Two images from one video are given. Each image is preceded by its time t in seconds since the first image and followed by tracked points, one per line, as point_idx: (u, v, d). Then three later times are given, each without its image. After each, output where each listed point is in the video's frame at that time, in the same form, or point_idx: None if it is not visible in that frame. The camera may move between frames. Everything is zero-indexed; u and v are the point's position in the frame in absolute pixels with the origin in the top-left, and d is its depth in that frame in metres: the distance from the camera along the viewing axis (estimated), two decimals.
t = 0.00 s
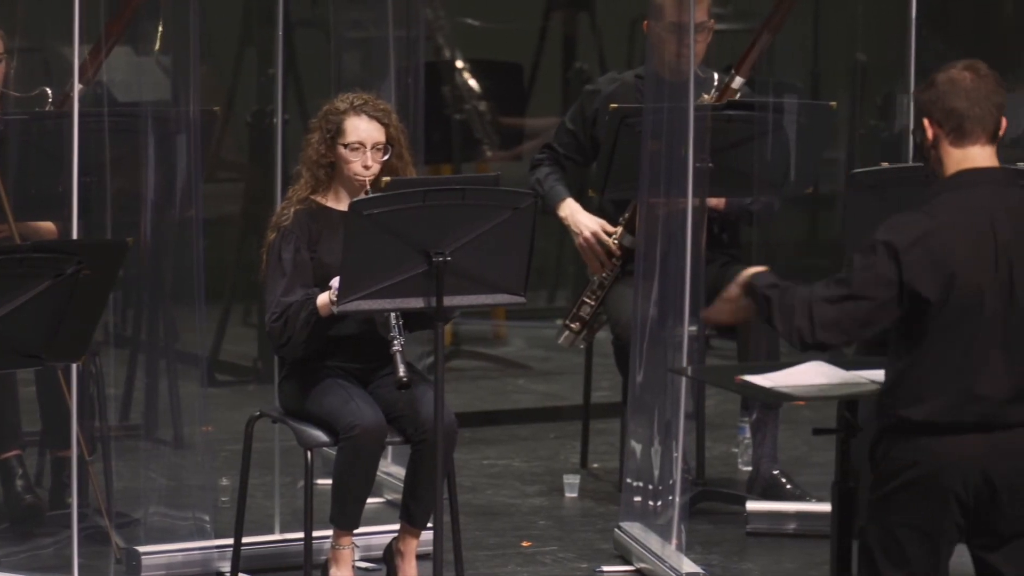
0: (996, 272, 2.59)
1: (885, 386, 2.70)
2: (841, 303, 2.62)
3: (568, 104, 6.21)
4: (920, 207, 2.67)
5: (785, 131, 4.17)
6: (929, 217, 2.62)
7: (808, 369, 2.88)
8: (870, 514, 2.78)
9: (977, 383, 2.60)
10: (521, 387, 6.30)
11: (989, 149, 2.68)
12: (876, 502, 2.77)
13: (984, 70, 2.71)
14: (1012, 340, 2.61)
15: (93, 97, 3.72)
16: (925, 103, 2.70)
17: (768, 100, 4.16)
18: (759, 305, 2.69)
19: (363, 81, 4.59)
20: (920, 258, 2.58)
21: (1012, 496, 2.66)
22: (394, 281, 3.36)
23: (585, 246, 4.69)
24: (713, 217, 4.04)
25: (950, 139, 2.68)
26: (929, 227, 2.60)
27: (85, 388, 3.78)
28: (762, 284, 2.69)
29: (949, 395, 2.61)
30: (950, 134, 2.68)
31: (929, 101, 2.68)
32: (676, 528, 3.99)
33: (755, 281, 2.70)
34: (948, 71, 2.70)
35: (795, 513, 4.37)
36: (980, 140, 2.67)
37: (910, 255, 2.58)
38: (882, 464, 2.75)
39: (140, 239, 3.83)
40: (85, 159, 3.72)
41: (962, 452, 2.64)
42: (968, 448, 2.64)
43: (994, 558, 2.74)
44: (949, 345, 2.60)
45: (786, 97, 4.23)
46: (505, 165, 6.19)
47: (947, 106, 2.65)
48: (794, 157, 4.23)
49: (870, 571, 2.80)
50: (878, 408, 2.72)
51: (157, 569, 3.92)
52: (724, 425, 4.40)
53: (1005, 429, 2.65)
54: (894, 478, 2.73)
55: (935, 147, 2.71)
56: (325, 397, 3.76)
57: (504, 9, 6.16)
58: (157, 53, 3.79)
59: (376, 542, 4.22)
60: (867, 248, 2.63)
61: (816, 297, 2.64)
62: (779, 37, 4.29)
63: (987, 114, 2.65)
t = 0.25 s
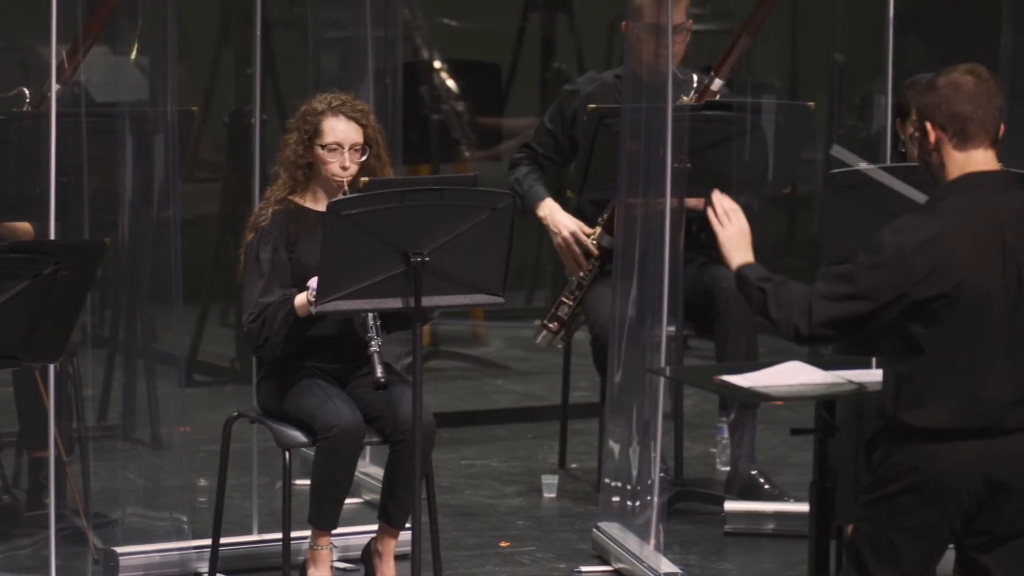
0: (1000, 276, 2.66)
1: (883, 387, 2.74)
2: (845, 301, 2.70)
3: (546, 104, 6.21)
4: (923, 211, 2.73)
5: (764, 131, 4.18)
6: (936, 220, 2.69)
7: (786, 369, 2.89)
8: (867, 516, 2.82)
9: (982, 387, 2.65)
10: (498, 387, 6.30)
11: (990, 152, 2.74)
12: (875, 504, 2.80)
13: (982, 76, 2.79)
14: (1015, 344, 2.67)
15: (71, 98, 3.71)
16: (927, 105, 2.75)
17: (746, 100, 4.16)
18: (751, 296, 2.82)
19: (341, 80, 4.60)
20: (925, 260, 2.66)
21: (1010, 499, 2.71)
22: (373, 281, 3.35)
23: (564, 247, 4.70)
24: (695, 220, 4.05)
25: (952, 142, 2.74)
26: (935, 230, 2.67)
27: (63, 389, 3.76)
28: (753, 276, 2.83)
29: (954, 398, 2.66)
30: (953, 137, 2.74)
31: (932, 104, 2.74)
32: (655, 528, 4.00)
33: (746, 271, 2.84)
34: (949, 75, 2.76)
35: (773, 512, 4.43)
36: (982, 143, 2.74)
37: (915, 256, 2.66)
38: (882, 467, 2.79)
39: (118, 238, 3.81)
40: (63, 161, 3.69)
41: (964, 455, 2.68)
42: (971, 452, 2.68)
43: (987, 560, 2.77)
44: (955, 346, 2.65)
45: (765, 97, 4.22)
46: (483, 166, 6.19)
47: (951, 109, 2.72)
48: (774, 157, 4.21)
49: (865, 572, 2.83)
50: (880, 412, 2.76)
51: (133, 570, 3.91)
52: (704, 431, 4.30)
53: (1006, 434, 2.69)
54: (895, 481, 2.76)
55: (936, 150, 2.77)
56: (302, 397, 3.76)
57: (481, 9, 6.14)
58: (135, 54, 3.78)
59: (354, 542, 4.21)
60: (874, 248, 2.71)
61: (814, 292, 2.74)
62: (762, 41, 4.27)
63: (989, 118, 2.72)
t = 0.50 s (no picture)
0: (996, 278, 2.62)
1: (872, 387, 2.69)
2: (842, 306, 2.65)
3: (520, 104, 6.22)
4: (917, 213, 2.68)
5: (739, 132, 4.18)
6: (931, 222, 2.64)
7: (761, 369, 2.90)
8: (851, 514, 2.77)
9: (976, 387, 2.61)
10: (473, 388, 6.30)
11: (983, 155, 2.68)
12: (860, 502, 2.76)
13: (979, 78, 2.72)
14: (1011, 345, 2.63)
15: (44, 98, 3.70)
16: (921, 104, 2.68)
17: (720, 100, 4.18)
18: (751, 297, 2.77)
19: (314, 80, 4.61)
20: (921, 263, 2.60)
21: (998, 498, 2.66)
22: (347, 282, 3.35)
23: (538, 247, 4.71)
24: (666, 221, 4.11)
25: (946, 143, 2.68)
26: (931, 232, 2.62)
27: (36, 389, 3.76)
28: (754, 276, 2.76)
29: (947, 398, 2.62)
30: (947, 138, 2.67)
31: (927, 104, 2.68)
32: (629, 528, 4.01)
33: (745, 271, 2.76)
34: (945, 74, 2.69)
35: (746, 512, 4.46)
36: (977, 146, 2.67)
37: (912, 258, 2.61)
38: (869, 464, 2.75)
39: (92, 239, 3.80)
40: (36, 161, 3.69)
41: (954, 454, 2.64)
42: (960, 450, 2.64)
43: (971, 559, 2.72)
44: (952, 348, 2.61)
45: (739, 97, 4.23)
46: (457, 166, 6.19)
47: (947, 110, 2.65)
48: (748, 156, 4.21)
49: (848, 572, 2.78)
50: (868, 410, 2.72)
51: (107, 571, 3.88)
52: (680, 431, 4.30)
53: (1000, 434, 2.65)
54: (882, 480, 2.72)
55: (929, 151, 2.71)
56: (277, 397, 3.75)
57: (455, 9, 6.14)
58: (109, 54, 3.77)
59: (328, 543, 4.20)
60: (872, 249, 2.65)
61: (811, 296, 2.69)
62: (736, 41, 4.27)
63: (984, 120, 2.66)
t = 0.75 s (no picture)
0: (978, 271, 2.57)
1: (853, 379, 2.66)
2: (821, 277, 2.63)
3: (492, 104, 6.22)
4: (899, 203, 2.63)
5: (711, 131, 4.15)
6: (914, 211, 2.60)
7: (736, 369, 2.90)
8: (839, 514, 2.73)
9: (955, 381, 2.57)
10: (446, 388, 6.30)
11: (968, 148, 2.63)
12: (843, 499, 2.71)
13: (962, 70, 2.68)
14: (993, 338, 2.58)
15: (15, 97, 3.72)
16: (903, 96, 2.64)
17: (692, 100, 4.16)
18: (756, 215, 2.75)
19: (287, 80, 4.61)
20: (900, 250, 2.57)
21: (980, 493, 2.63)
22: (319, 282, 3.34)
23: (511, 247, 4.71)
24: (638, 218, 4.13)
25: (930, 136, 2.63)
26: (913, 221, 2.58)
27: (7, 388, 3.78)
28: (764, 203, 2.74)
29: (926, 392, 2.57)
30: (930, 131, 2.62)
31: (911, 96, 2.63)
32: (601, 527, 4.02)
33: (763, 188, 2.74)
34: (929, 66, 2.65)
35: (720, 512, 4.47)
36: (960, 139, 2.63)
37: (891, 245, 2.57)
38: (850, 461, 2.70)
39: (63, 239, 3.80)
40: (6, 161, 3.72)
41: (935, 449, 2.60)
42: (942, 445, 2.60)
43: (953, 556, 2.66)
44: (930, 339, 2.57)
45: (711, 96, 4.25)
46: (429, 166, 6.18)
47: (931, 101, 2.60)
48: (719, 157, 4.22)
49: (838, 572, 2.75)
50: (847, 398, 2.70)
51: (79, 572, 3.85)
52: (651, 431, 4.25)
53: (979, 428, 2.61)
54: (864, 477, 2.67)
55: (912, 144, 2.66)
56: (249, 396, 3.74)
57: (428, 8, 6.14)
58: (80, 53, 3.75)
59: (299, 543, 4.19)
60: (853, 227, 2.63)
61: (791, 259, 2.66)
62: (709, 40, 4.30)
63: (968, 112, 2.62)
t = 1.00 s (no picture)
0: (957, 277, 2.59)
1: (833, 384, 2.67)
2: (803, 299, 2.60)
3: (462, 105, 6.23)
4: (876, 210, 2.65)
5: (680, 131, 4.22)
6: (891, 221, 2.60)
7: (704, 370, 2.90)
8: (812, 513, 2.74)
9: (935, 386, 2.58)
10: (415, 388, 6.30)
11: (945, 155, 2.66)
12: (820, 500, 2.73)
13: (942, 76, 2.69)
14: (972, 344, 2.59)
15: None
16: (881, 103, 2.66)
17: (663, 100, 4.22)
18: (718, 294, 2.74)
19: (257, 79, 4.58)
20: (880, 260, 2.56)
21: (957, 496, 2.65)
22: (288, 282, 3.34)
23: (482, 247, 4.71)
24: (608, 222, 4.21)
25: (908, 142, 2.65)
26: (892, 228, 2.59)
27: None
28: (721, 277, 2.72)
29: (905, 398, 2.58)
30: (908, 138, 2.65)
31: (889, 104, 2.65)
32: (571, 527, 4.03)
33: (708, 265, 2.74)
34: (907, 72, 2.67)
35: (689, 511, 4.42)
36: (937, 146, 2.65)
37: (871, 256, 2.57)
38: (829, 463, 2.71)
39: (32, 239, 3.78)
40: None
41: (915, 453, 2.62)
42: (922, 450, 2.62)
43: (927, 558, 2.69)
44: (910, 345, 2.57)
45: (681, 98, 4.29)
46: (399, 166, 6.21)
47: (909, 110, 2.62)
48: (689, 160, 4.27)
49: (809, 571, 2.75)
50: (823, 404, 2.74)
51: (47, 572, 3.87)
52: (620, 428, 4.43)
53: (958, 433, 2.64)
54: (843, 478, 2.68)
55: (891, 151, 2.68)
56: (218, 396, 3.73)
57: (398, 8, 6.13)
58: (49, 53, 3.73)
59: (269, 543, 4.18)
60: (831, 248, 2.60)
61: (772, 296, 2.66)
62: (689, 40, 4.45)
63: (946, 120, 2.63)
